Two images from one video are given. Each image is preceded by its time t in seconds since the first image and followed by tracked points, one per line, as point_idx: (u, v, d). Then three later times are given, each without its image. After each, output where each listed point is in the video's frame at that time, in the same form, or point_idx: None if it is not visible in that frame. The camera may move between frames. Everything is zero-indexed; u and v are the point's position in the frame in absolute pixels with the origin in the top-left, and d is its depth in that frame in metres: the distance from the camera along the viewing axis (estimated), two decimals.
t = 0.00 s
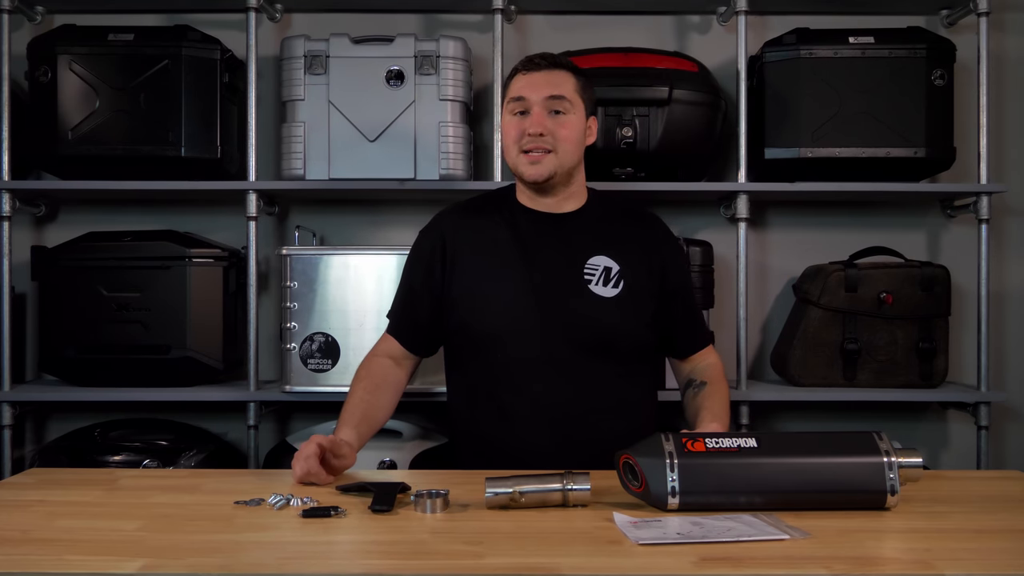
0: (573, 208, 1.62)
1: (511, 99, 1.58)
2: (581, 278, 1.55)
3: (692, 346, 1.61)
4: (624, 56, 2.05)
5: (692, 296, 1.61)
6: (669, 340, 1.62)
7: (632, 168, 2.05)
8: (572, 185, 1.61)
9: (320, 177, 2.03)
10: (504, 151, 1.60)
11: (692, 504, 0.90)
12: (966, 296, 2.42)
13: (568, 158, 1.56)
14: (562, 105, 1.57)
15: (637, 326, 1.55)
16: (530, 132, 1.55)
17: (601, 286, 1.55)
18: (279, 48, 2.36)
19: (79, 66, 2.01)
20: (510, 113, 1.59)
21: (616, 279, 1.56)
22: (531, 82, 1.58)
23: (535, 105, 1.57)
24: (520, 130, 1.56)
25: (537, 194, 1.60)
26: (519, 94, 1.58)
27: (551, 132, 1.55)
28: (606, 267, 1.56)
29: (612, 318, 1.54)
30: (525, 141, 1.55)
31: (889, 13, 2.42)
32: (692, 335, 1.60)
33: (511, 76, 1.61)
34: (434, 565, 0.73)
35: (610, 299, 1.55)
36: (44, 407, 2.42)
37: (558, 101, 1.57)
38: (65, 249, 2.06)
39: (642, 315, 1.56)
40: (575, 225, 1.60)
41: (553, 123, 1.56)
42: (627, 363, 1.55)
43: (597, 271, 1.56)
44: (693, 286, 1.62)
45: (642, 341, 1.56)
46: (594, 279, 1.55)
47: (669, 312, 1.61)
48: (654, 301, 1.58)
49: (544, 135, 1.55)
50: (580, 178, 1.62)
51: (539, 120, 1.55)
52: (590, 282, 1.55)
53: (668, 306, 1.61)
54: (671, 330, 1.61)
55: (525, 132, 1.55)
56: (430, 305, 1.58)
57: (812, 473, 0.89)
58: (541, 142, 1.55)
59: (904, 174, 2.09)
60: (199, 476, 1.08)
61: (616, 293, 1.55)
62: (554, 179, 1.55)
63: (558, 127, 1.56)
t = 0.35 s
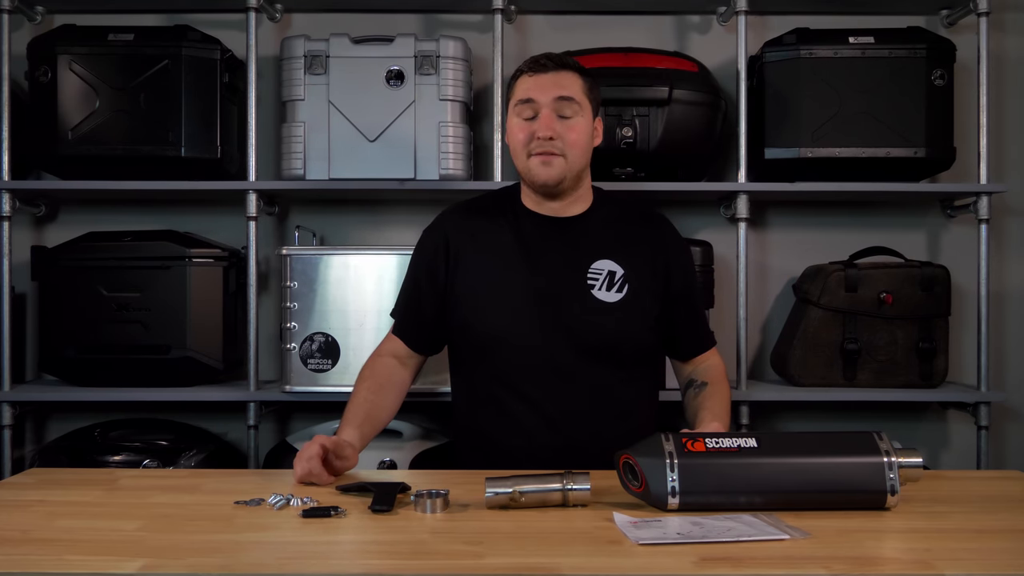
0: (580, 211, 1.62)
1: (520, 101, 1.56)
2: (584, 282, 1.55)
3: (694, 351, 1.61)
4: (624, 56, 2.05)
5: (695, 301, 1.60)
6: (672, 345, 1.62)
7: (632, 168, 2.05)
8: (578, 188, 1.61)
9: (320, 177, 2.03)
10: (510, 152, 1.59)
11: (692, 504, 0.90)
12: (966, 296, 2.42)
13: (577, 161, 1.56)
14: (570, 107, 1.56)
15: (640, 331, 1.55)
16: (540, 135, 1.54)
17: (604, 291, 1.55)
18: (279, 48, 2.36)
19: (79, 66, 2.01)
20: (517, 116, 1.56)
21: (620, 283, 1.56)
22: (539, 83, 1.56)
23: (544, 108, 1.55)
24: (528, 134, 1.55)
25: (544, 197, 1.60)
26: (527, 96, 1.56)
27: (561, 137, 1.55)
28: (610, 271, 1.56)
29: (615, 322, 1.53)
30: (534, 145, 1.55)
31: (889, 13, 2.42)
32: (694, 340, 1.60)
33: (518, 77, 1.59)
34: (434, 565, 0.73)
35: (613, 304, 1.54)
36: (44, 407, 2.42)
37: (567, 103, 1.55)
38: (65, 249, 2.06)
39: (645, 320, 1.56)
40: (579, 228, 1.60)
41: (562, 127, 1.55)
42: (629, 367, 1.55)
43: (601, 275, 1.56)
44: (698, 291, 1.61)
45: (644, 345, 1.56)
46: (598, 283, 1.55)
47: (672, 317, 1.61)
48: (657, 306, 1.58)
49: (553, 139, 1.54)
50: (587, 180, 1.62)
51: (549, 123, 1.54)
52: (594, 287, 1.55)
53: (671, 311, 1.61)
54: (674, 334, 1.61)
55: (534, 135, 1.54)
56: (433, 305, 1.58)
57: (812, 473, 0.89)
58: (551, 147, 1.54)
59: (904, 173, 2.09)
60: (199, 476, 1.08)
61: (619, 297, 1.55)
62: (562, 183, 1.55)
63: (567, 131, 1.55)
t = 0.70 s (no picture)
0: (581, 206, 1.62)
1: (524, 96, 1.57)
2: (586, 277, 1.55)
3: (696, 348, 1.61)
4: (624, 56, 2.05)
5: (696, 299, 1.60)
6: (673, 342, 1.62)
7: (632, 168, 2.04)
8: (582, 183, 1.61)
9: (319, 177, 2.03)
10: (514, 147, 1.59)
11: (692, 504, 0.90)
12: (966, 296, 2.42)
13: (582, 153, 1.56)
14: (575, 100, 1.57)
15: (642, 326, 1.55)
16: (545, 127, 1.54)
17: (606, 285, 1.55)
18: (279, 48, 2.36)
19: (79, 66, 2.01)
20: (522, 110, 1.57)
21: (621, 279, 1.56)
22: (543, 78, 1.57)
23: (548, 101, 1.56)
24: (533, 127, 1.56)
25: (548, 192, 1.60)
26: (531, 90, 1.57)
27: (566, 128, 1.55)
28: (612, 266, 1.56)
29: (617, 317, 1.54)
30: (539, 137, 1.55)
31: (889, 13, 2.42)
32: (696, 337, 1.60)
33: (522, 73, 1.61)
34: (434, 565, 0.73)
35: (615, 299, 1.54)
36: (44, 407, 2.42)
37: (571, 96, 1.56)
38: (65, 249, 2.06)
39: (647, 315, 1.56)
40: (581, 224, 1.60)
41: (566, 118, 1.55)
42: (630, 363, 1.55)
43: (603, 271, 1.56)
44: (699, 288, 1.61)
45: (646, 341, 1.56)
46: (599, 278, 1.56)
47: (674, 314, 1.61)
48: (658, 302, 1.58)
49: (559, 131, 1.54)
50: (589, 176, 1.62)
51: (553, 116, 1.55)
52: (595, 282, 1.55)
53: (672, 308, 1.61)
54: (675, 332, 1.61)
55: (539, 128, 1.55)
56: (435, 302, 1.58)
57: (812, 473, 0.89)
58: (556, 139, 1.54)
59: (904, 173, 2.09)
60: (199, 476, 1.08)
61: (621, 292, 1.55)
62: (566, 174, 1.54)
63: (572, 122, 1.55)
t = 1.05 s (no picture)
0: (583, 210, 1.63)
1: (537, 106, 1.55)
2: (587, 275, 1.56)
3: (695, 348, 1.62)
4: (624, 56, 2.05)
5: (694, 298, 1.62)
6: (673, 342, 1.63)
7: (632, 168, 2.04)
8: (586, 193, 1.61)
9: (320, 177, 2.03)
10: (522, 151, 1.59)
11: (692, 504, 0.90)
12: (966, 296, 2.42)
13: (587, 171, 1.56)
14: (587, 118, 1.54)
15: (642, 325, 1.55)
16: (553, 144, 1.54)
17: (607, 281, 1.56)
18: (279, 48, 2.36)
19: (79, 66, 2.01)
20: (535, 120, 1.54)
21: (622, 276, 1.56)
22: (557, 91, 1.54)
23: (561, 116, 1.53)
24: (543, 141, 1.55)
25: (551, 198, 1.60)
26: (545, 102, 1.54)
27: (574, 146, 1.54)
28: (613, 264, 1.57)
29: (617, 314, 1.54)
30: (546, 151, 1.54)
31: (889, 13, 2.42)
32: (694, 338, 1.63)
33: (539, 79, 1.56)
34: (434, 565, 0.73)
35: (616, 296, 1.55)
36: (44, 407, 2.42)
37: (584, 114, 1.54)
38: (65, 249, 2.06)
39: (647, 314, 1.56)
40: (582, 223, 1.60)
41: (575, 135, 1.53)
42: (630, 361, 1.56)
43: (604, 267, 1.56)
44: (696, 288, 1.63)
45: (646, 339, 1.56)
46: (600, 275, 1.56)
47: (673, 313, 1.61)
48: (659, 301, 1.58)
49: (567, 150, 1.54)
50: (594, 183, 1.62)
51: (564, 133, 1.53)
52: (596, 278, 1.56)
53: (672, 307, 1.62)
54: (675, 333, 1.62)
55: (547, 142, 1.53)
56: (438, 300, 1.58)
57: (812, 473, 0.89)
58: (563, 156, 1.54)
59: (904, 173, 2.09)
60: (199, 476, 1.08)
61: (622, 290, 1.55)
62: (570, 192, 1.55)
63: (581, 139, 1.54)
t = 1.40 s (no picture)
0: (584, 202, 1.64)
1: (526, 96, 1.60)
2: (586, 271, 1.56)
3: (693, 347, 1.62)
4: (624, 56, 2.05)
5: (693, 297, 1.62)
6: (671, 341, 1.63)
7: (632, 168, 2.04)
8: (583, 178, 1.63)
9: (320, 177, 2.03)
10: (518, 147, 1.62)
11: (692, 504, 0.90)
12: (966, 296, 2.42)
13: (584, 147, 1.58)
14: (576, 97, 1.59)
15: (640, 322, 1.55)
16: (547, 123, 1.57)
17: (606, 278, 1.56)
18: (279, 48, 2.36)
19: (79, 66, 2.01)
20: (525, 110, 1.60)
21: (621, 273, 1.56)
22: (544, 78, 1.60)
23: (550, 99, 1.59)
24: (537, 125, 1.58)
25: (550, 187, 1.62)
26: (534, 90, 1.60)
27: (568, 124, 1.57)
28: (612, 261, 1.57)
29: (615, 310, 1.54)
30: (543, 134, 1.57)
31: (889, 13, 2.42)
32: (693, 337, 1.62)
33: (524, 77, 1.65)
34: (434, 565, 0.73)
35: (614, 293, 1.55)
36: (44, 407, 2.42)
37: (573, 94, 1.59)
38: (65, 249, 2.06)
39: (645, 311, 1.56)
40: (580, 221, 1.61)
41: (568, 115, 1.58)
42: (628, 359, 1.55)
43: (602, 264, 1.56)
44: (695, 286, 1.63)
45: (644, 336, 1.56)
46: (599, 271, 1.56)
47: (671, 311, 1.61)
48: (657, 298, 1.58)
49: (561, 127, 1.56)
50: (591, 173, 1.65)
51: (556, 112, 1.57)
52: (595, 274, 1.56)
53: (670, 306, 1.62)
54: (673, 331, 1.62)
55: (542, 124, 1.57)
56: (436, 295, 1.58)
57: (812, 473, 0.89)
58: (558, 135, 1.56)
59: (904, 173, 2.09)
60: (199, 476, 1.08)
61: (620, 287, 1.55)
62: (570, 167, 1.56)
63: (574, 119, 1.58)
